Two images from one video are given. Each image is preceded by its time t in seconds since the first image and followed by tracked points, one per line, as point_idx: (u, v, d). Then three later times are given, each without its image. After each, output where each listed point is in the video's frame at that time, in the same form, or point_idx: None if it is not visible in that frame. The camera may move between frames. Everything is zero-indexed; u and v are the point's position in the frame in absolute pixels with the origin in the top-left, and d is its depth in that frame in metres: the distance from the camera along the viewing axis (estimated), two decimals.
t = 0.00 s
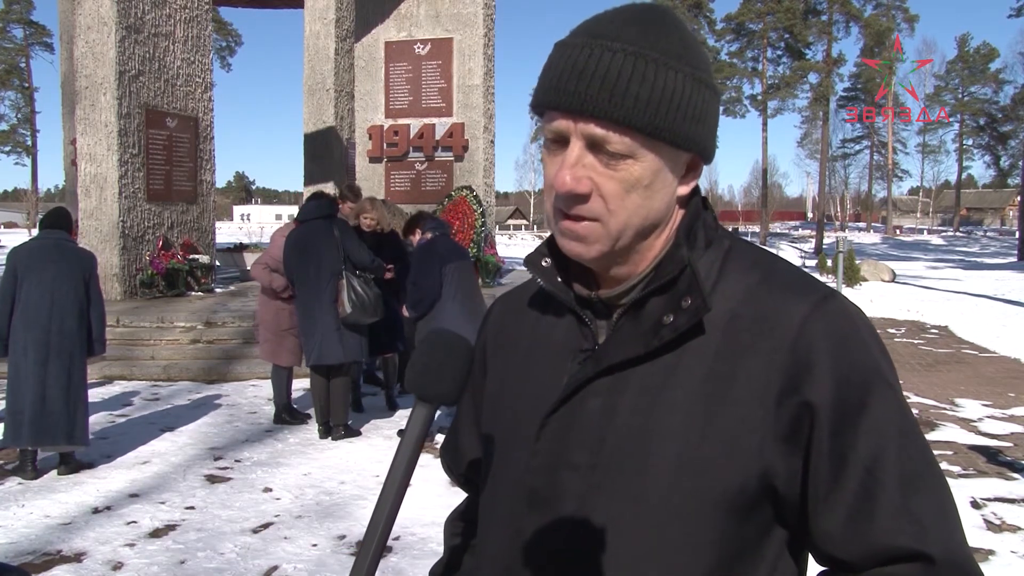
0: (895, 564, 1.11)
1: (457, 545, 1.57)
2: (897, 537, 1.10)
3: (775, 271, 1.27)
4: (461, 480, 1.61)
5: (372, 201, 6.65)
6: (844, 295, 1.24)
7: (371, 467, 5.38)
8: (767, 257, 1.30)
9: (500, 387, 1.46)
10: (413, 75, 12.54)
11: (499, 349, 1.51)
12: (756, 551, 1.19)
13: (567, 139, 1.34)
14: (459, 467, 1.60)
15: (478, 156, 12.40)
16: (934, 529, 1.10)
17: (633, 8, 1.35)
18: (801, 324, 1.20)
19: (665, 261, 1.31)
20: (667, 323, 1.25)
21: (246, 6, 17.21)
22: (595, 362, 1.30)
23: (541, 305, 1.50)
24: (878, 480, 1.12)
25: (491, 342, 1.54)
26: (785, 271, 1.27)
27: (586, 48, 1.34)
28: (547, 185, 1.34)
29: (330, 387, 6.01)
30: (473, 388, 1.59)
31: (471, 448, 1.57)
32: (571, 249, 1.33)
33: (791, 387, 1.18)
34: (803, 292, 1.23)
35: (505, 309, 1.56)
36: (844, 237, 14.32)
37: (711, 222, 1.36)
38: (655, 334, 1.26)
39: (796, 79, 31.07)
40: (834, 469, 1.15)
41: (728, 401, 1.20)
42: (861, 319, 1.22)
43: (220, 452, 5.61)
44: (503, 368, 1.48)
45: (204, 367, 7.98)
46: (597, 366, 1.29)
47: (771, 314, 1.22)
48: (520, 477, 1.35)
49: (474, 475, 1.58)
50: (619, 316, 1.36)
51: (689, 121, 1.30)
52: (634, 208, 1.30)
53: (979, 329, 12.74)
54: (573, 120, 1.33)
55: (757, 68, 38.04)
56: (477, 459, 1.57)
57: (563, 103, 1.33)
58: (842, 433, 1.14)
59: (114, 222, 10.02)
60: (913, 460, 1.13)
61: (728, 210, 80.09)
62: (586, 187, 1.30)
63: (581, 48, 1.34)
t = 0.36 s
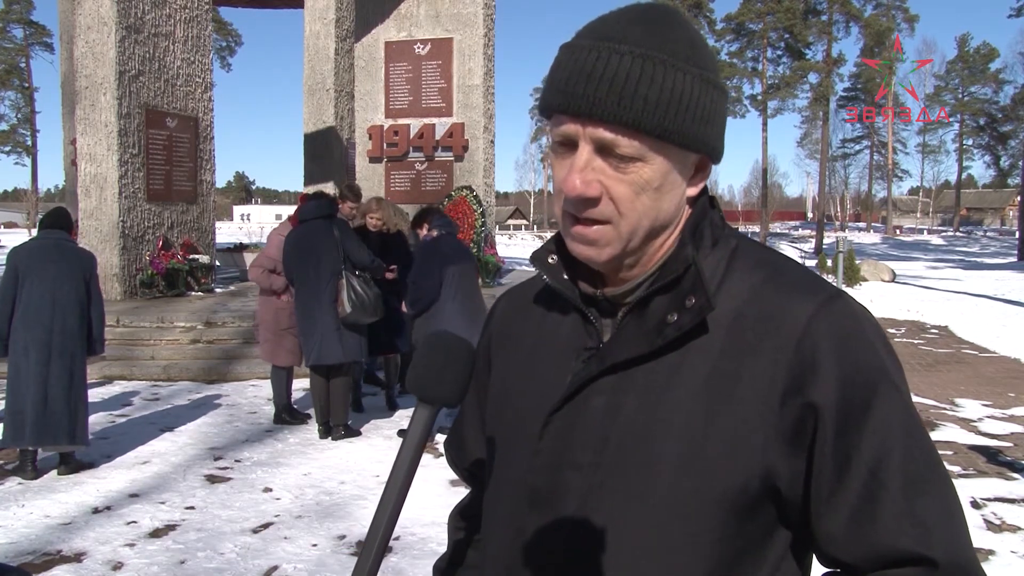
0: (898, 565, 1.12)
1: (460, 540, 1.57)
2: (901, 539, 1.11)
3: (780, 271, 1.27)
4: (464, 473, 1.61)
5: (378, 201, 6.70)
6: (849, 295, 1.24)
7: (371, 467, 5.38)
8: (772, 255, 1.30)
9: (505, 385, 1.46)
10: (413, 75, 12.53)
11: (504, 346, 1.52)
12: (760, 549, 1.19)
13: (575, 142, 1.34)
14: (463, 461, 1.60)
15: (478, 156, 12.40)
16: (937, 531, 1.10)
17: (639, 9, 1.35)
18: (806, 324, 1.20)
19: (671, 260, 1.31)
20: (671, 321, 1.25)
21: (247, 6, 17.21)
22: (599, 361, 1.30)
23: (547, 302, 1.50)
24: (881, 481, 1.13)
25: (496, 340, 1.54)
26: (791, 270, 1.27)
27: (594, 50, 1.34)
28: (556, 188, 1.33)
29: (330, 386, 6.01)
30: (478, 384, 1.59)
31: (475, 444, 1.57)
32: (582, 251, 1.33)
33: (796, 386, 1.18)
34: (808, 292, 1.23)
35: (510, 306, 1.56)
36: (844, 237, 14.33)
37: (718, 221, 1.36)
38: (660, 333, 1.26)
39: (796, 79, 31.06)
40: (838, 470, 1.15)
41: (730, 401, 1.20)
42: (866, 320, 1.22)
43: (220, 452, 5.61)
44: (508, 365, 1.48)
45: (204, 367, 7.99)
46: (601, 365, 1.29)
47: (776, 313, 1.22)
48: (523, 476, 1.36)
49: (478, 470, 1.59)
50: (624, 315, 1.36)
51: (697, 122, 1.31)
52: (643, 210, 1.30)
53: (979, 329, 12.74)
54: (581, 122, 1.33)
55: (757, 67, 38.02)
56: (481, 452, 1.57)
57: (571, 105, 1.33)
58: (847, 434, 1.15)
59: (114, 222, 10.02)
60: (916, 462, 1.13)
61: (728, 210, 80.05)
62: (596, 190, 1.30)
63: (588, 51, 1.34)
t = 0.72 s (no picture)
0: (900, 565, 1.12)
1: (459, 540, 1.57)
2: (903, 538, 1.11)
3: (781, 270, 1.27)
4: (463, 473, 1.61)
5: (384, 201, 6.71)
6: (850, 295, 1.24)
7: (372, 467, 5.37)
8: (772, 256, 1.30)
9: (504, 385, 1.46)
10: (413, 75, 12.53)
11: (504, 346, 1.51)
12: (762, 549, 1.20)
13: (576, 144, 1.34)
14: (462, 461, 1.60)
15: (478, 156, 12.40)
16: (939, 532, 1.10)
17: (640, 11, 1.35)
18: (806, 324, 1.20)
19: (672, 260, 1.31)
20: (671, 321, 1.25)
21: (247, 6, 17.20)
22: (599, 360, 1.30)
23: (547, 302, 1.50)
24: (882, 481, 1.13)
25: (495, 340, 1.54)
26: (792, 270, 1.27)
27: (595, 52, 1.34)
28: (557, 189, 1.33)
29: (330, 387, 6.00)
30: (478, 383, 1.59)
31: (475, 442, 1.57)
32: (583, 253, 1.33)
33: (796, 386, 1.18)
34: (809, 292, 1.23)
35: (510, 306, 1.56)
36: (844, 237, 14.35)
37: (718, 222, 1.36)
38: (660, 333, 1.26)
39: (796, 79, 31.06)
40: (839, 470, 1.15)
41: (730, 401, 1.19)
42: (866, 319, 1.22)
43: (220, 453, 5.61)
44: (508, 365, 1.48)
45: (204, 367, 7.99)
46: (602, 365, 1.29)
47: (777, 313, 1.22)
48: (524, 475, 1.36)
49: (477, 470, 1.59)
50: (624, 315, 1.36)
51: (698, 123, 1.31)
52: (645, 212, 1.30)
53: (979, 329, 12.73)
54: (583, 124, 1.33)
55: (757, 67, 38.01)
56: (480, 452, 1.57)
57: (572, 107, 1.33)
58: (847, 434, 1.15)
59: (114, 222, 10.01)
60: (918, 463, 1.13)
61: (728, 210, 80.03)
62: (597, 192, 1.30)
63: (589, 53, 1.34)
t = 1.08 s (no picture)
0: (901, 563, 1.12)
1: (459, 541, 1.57)
2: (904, 537, 1.11)
3: (780, 270, 1.27)
4: (462, 474, 1.61)
5: (387, 201, 6.70)
6: (848, 294, 1.24)
7: (371, 467, 5.37)
8: (771, 256, 1.30)
9: (504, 385, 1.46)
10: (414, 75, 12.53)
11: (504, 347, 1.51)
12: (764, 548, 1.20)
13: (576, 145, 1.34)
14: (460, 460, 1.60)
15: (478, 156, 12.40)
16: (939, 530, 1.10)
17: (639, 11, 1.35)
18: (805, 324, 1.20)
19: (671, 260, 1.31)
20: (671, 320, 1.25)
21: (246, 6, 17.20)
22: (599, 359, 1.30)
23: (546, 302, 1.50)
24: (883, 479, 1.13)
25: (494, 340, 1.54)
26: (791, 270, 1.27)
27: (595, 53, 1.34)
28: (557, 190, 1.33)
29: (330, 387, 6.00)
30: (477, 385, 1.59)
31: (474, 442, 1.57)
32: (584, 253, 1.33)
33: (796, 385, 1.18)
34: (808, 291, 1.23)
35: (510, 306, 1.56)
36: (844, 237, 14.36)
37: (717, 222, 1.36)
38: (660, 332, 1.26)
39: (796, 79, 31.04)
40: (840, 470, 1.15)
41: (731, 400, 1.19)
42: (865, 318, 1.22)
43: (220, 453, 5.61)
44: (508, 366, 1.48)
45: (204, 367, 7.99)
46: (602, 364, 1.29)
47: (776, 312, 1.22)
48: (524, 474, 1.36)
49: (476, 469, 1.59)
50: (623, 315, 1.37)
51: (697, 124, 1.31)
52: (645, 212, 1.31)
53: (979, 329, 12.73)
54: (583, 125, 1.33)
55: (757, 67, 38.00)
56: (479, 451, 1.58)
57: (572, 107, 1.33)
58: (848, 433, 1.15)
59: (114, 222, 10.02)
60: (918, 462, 1.14)
61: (728, 210, 80.01)
62: (597, 193, 1.30)
63: (590, 53, 1.34)
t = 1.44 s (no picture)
0: (902, 562, 1.12)
1: (459, 540, 1.57)
2: (904, 537, 1.11)
3: (782, 270, 1.27)
4: (463, 473, 1.61)
5: (389, 202, 6.70)
6: (850, 295, 1.24)
7: (371, 467, 5.37)
8: (772, 256, 1.30)
9: (505, 386, 1.46)
10: (414, 75, 12.53)
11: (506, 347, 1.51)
12: (765, 549, 1.20)
13: (578, 144, 1.34)
14: (462, 460, 1.60)
15: (478, 155, 12.39)
16: (940, 529, 1.10)
17: (642, 11, 1.35)
18: (806, 324, 1.19)
19: (673, 259, 1.31)
20: (673, 321, 1.25)
21: (247, 6, 17.20)
22: (600, 360, 1.30)
23: (548, 302, 1.50)
24: (883, 480, 1.13)
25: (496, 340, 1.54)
26: (792, 270, 1.27)
27: (598, 52, 1.34)
28: (559, 190, 1.33)
29: (330, 387, 6.00)
30: (478, 385, 1.59)
31: (475, 442, 1.57)
32: (586, 252, 1.33)
33: (797, 386, 1.18)
34: (809, 292, 1.23)
35: (512, 306, 1.56)
36: (844, 237, 14.36)
37: (719, 222, 1.36)
38: (661, 332, 1.26)
39: (796, 79, 31.03)
40: (840, 470, 1.15)
41: (732, 400, 1.19)
42: (866, 319, 1.22)
43: (220, 453, 5.61)
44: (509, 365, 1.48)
45: (204, 367, 7.99)
46: (603, 364, 1.29)
47: (777, 312, 1.22)
48: (525, 474, 1.36)
49: (478, 469, 1.59)
50: (625, 314, 1.36)
51: (699, 124, 1.31)
52: (647, 211, 1.30)
53: (979, 329, 12.72)
54: (585, 124, 1.33)
55: (757, 67, 37.97)
56: (480, 451, 1.57)
57: (574, 107, 1.33)
58: (849, 433, 1.15)
59: (114, 222, 10.01)
60: (919, 462, 1.14)
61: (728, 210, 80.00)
62: (599, 193, 1.30)
63: (592, 53, 1.34)
